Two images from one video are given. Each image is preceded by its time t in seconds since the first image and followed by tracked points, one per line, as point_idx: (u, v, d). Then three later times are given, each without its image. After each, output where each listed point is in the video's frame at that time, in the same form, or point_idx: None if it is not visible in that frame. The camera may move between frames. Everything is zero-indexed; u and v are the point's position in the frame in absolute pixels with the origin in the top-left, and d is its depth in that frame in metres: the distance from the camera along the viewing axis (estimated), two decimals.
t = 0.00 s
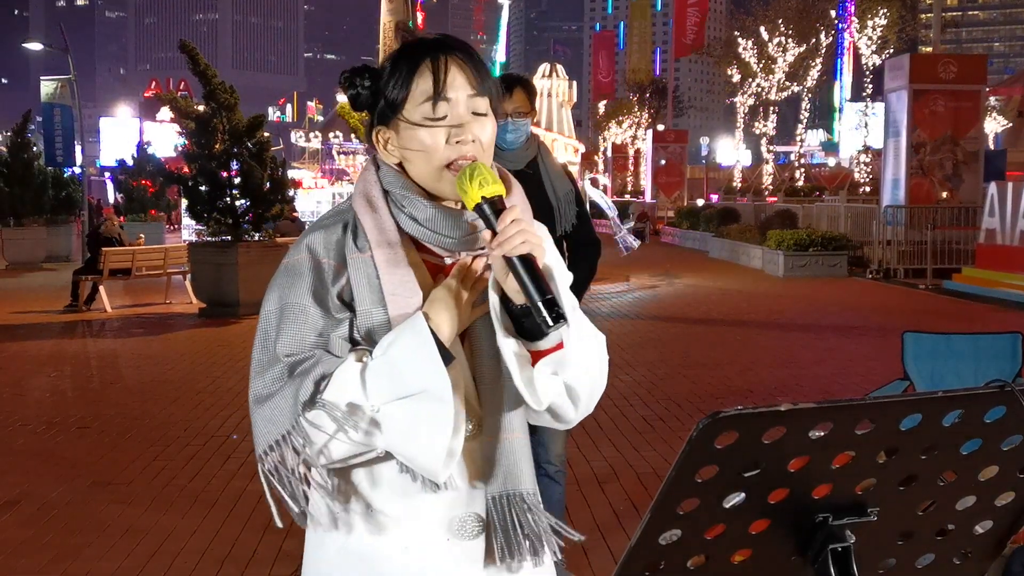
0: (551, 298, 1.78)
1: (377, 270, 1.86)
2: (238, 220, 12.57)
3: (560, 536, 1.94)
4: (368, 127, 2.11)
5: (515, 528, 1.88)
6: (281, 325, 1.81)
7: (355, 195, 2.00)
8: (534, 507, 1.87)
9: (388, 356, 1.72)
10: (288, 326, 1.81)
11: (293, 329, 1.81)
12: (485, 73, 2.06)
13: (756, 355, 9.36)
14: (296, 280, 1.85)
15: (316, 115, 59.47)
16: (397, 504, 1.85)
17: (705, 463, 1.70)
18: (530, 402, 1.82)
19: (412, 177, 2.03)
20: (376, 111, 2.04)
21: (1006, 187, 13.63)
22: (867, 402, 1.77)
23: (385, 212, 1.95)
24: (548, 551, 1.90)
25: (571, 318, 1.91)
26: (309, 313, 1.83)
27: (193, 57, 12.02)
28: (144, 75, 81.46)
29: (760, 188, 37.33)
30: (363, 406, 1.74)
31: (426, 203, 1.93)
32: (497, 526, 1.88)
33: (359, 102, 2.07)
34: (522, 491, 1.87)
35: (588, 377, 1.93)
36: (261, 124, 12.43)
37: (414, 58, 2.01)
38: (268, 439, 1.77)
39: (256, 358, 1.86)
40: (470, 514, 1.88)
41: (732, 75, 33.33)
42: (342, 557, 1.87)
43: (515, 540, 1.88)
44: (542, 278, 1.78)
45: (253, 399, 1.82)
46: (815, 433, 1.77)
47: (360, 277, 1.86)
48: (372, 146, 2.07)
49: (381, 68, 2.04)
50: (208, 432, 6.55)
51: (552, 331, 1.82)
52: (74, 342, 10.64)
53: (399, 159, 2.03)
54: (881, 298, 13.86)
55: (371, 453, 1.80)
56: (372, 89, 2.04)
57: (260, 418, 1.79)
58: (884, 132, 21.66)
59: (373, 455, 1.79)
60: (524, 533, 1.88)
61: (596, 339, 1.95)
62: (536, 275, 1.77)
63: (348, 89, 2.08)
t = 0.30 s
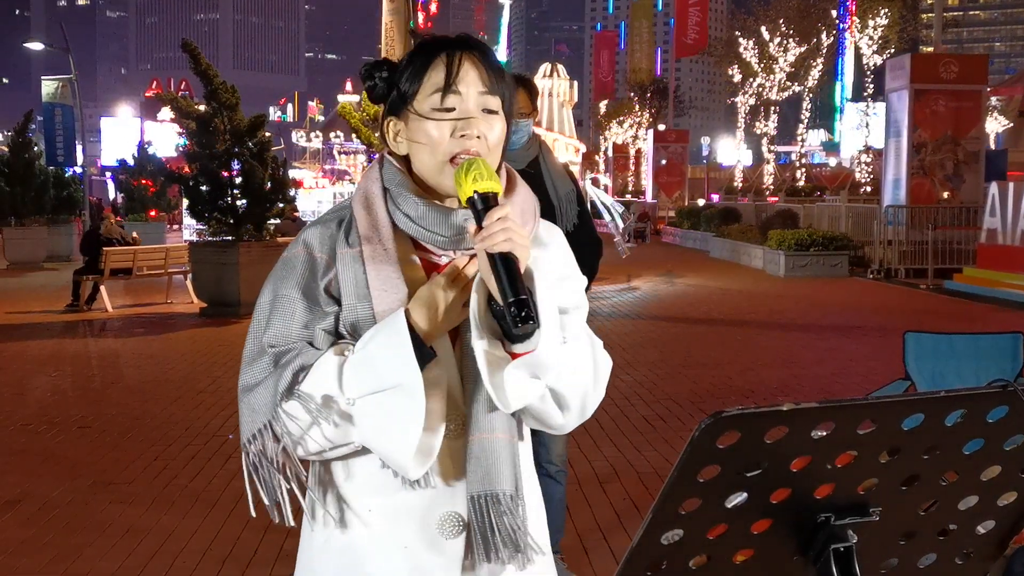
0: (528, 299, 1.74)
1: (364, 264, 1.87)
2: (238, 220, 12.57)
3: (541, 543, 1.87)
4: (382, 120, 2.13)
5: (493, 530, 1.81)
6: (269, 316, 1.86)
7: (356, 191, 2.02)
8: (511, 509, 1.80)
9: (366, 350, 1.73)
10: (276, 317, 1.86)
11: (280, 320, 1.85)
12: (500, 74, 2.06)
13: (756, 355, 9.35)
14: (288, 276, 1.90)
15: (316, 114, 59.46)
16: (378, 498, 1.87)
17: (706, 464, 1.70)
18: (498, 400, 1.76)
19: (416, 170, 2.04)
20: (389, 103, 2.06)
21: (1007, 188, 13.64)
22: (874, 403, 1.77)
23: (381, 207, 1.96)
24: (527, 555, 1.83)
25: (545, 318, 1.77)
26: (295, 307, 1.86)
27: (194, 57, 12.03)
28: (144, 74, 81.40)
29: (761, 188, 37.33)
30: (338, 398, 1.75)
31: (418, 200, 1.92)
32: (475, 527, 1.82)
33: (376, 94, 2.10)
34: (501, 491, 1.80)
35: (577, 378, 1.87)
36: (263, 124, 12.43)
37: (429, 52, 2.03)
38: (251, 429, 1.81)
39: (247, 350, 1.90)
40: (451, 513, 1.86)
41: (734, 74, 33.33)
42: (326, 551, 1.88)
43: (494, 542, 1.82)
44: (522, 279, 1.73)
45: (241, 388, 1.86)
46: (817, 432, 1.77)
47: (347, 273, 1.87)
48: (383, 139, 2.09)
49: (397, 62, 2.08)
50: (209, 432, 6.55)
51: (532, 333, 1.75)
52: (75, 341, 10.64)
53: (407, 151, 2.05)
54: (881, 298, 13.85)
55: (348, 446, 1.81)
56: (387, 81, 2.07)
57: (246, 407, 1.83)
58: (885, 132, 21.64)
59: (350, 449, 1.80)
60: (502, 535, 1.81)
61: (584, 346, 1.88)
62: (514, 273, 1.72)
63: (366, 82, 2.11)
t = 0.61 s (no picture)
0: (527, 289, 1.71)
1: (361, 262, 1.87)
2: (240, 219, 12.50)
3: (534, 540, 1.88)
4: (390, 115, 2.12)
5: (488, 528, 1.81)
6: (265, 313, 1.85)
7: (356, 190, 2.02)
8: (506, 507, 1.80)
9: (362, 346, 1.73)
10: (273, 313, 1.85)
11: (277, 316, 1.84)
12: (515, 79, 2.09)
13: (758, 355, 9.34)
14: (285, 271, 1.89)
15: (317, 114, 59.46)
16: (371, 497, 1.86)
17: (706, 464, 1.70)
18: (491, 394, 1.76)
19: (426, 166, 2.04)
20: (401, 96, 2.06)
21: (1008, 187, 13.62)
22: (874, 402, 1.77)
23: (380, 204, 1.96)
24: (519, 554, 1.83)
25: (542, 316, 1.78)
26: (292, 304, 1.86)
27: (194, 56, 12.03)
28: (146, 74, 81.37)
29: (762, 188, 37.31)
30: (333, 393, 1.75)
31: (418, 197, 1.93)
32: (469, 527, 1.82)
33: (386, 87, 2.08)
34: (496, 488, 1.80)
35: (576, 378, 1.88)
36: (263, 123, 12.44)
37: (450, 50, 2.04)
38: (246, 424, 1.80)
39: (243, 346, 1.89)
40: (445, 511, 1.85)
41: (734, 74, 33.32)
42: (323, 549, 1.89)
43: (489, 541, 1.81)
44: (524, 271, 1.73)
45: (237, 384, 1.85)
46: (819, 432, 1.77)
47: (344, 269, 1.88)
48: (394, 135, 2.09)
49: (413, 55, 2.07)
50: (210, 432, 6.55)
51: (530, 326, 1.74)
52: (75, 341, 10.62)
53: (417, 146, 2.04)
54: (883, 297, 13.83)
55: (343, 442, 1.80)
56: (400, 73, 2.06)
57: (241, 403, 1.82)
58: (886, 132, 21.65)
59: (343, 446, 1.79)
60: (495, 532, 1.81)
61: (580, 347, 1.88)
62: (518, 263, 1.73)
63: (377, 76, 2.10)
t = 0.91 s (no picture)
0: (544, 288, 1.76)
1: (372, 260, 1.87)
2: (241, 220, 12.55)
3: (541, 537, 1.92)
4: (395, 116, 2.12)
5: (497, 527, 1.85)
6: (272, 310, 1.83)
7: (359, 188, 2.02)
8: (516, 506, 1.85)
9: (376, 343, 1.74)
10: (279, 311, 1.82)
11: (285, 312, 1.82)
12: (521, 84, 2.11)
13: (759, 354, 9.34)
14: (292, 268, 1.87)
15: (319, 114, 59.45)
16: (378, 497, 1.86)
17: (705, 464, 1.70)
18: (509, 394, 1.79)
19: (433, 168, 2.04)
20: (408, 97, 2.05)
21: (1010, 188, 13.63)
22: (874, 403, 1.77)
23: (386, 206, 1.97)
24: (525, 553, 1.88)
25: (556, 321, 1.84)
26: (301, 299, 1.84)
27: (196, 56, 12.03)
28: (148, 74, 81.40)
29: (764, 187, 37.29)
30: (347, 390, 1.75)
31: (427, 197, 1.95)
32: (479, 525, 1.85)
33: (393, 88, 2.08)
34: (505, 487, 1.84)
35: (578, 376, 1.88)
36: (265, 123, 12.45)
37: (459, 55, 2.04)
38: (252, 423, 1.78)
39: (247, 342, 1.87)
40: (454, 509, 1.87)
41: (736, 74, 33.27)
42: (328, 547, 1.88)
43: (496, 539, 1.86)
44: (540, 270, 1.77)
45: (242, 380, 1.83)
46: (817, 433, 1.77)
47: (355, 267, 1.87)
48: (398, 137, 2.10)
49: (420, 58, 2.07)
50: (210, 431, 6.56)
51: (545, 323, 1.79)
52: (77, 341, 10.63)
53: (423, 148, 2.05)
54: (885, 298, 13.82)
55: (352, 440, 1.80)
56: (407, 75, 2.05)
57: (247, 400, 1.80)
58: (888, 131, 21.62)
59: (354, 444, 1.79)
60: (502, 530, 1.86)
61: (586, 347, 1.90)
62: (534, 264, 1.77)
63: (382, 78, 2.09)
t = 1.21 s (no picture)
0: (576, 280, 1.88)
1: (380, 264, 1.87)
2: (244, 220, 12.60)
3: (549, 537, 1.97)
4: (390, 115, 2.11)
5: (506, 529, 1.91)
6: (281, 317, 1.83)
7: (361, 190, 2.02)
8: (525, 508, 1.91)
9: (388, 347, 1.74)
10: (288, 317, 1.82)
11: (294, 319, 1.82)
12: (518, 84, 2.13)
13: (760, 354, 9.34)
14: (298, 274, 1.87)
15: (321, 114, 59.42)
16: (387, 502, 1.88)
17: (703, 464, 1.70)
18: (538, 392, 1.90)
19: (437, 168, 2.05)
20: (411, 97, 2.04)
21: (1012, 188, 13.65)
22: (871, 404, 1.77)
23: (393, 207, 1.97)
24: (532, 555, 1.92)
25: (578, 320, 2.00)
26: (310, 306, 1.84)
27: (198, 55, 12.04)
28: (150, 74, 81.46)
29: (765, 187, 37.28)
30: (361, 396, 1.75)
31: (439, 199, 1.96)
32: (488, 526, 1.90)
33: (389, 90, 2.07)
34: (514, 489, 1.90)
35: (585, 374, 1.99)
36: (267, 123, 12.48)
37: (460, 55, 2.04)
38: (263, 427, 1.79)
39: (254, 348, 1.87)
40: (464, 511, 1.91)
41: (738, 73, 33.23)
42: (337, 551, 1.90)
43: (505, 540, 1.90)
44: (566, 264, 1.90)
45: (250, 386, 1.84)
46: (816, 433, 1.77)
47: (363, 271, 1.88)
48: (396, 137, 2.09)
49: (417, 57, 2.06)
50: (211, 431, 6.57)
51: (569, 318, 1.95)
52: (78, 341, 10.63)
53: (427, 148, 2.04)
54: (886, 297, 13.81)
55: (366, 445, 1.81)
56: (407, 76, 2.05)
57: (257, 407, 1.81)
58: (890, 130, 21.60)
59: (367, 448, 1.80)
60: (509, 533, 1.91)
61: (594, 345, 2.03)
62: (564, 257, 1.88)
63: (378, 78, 2.08)
